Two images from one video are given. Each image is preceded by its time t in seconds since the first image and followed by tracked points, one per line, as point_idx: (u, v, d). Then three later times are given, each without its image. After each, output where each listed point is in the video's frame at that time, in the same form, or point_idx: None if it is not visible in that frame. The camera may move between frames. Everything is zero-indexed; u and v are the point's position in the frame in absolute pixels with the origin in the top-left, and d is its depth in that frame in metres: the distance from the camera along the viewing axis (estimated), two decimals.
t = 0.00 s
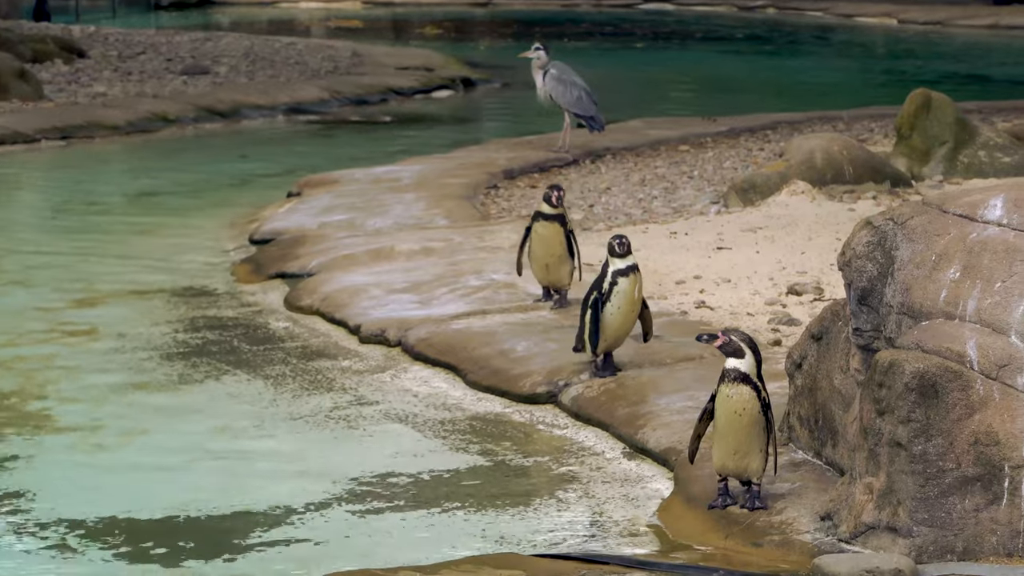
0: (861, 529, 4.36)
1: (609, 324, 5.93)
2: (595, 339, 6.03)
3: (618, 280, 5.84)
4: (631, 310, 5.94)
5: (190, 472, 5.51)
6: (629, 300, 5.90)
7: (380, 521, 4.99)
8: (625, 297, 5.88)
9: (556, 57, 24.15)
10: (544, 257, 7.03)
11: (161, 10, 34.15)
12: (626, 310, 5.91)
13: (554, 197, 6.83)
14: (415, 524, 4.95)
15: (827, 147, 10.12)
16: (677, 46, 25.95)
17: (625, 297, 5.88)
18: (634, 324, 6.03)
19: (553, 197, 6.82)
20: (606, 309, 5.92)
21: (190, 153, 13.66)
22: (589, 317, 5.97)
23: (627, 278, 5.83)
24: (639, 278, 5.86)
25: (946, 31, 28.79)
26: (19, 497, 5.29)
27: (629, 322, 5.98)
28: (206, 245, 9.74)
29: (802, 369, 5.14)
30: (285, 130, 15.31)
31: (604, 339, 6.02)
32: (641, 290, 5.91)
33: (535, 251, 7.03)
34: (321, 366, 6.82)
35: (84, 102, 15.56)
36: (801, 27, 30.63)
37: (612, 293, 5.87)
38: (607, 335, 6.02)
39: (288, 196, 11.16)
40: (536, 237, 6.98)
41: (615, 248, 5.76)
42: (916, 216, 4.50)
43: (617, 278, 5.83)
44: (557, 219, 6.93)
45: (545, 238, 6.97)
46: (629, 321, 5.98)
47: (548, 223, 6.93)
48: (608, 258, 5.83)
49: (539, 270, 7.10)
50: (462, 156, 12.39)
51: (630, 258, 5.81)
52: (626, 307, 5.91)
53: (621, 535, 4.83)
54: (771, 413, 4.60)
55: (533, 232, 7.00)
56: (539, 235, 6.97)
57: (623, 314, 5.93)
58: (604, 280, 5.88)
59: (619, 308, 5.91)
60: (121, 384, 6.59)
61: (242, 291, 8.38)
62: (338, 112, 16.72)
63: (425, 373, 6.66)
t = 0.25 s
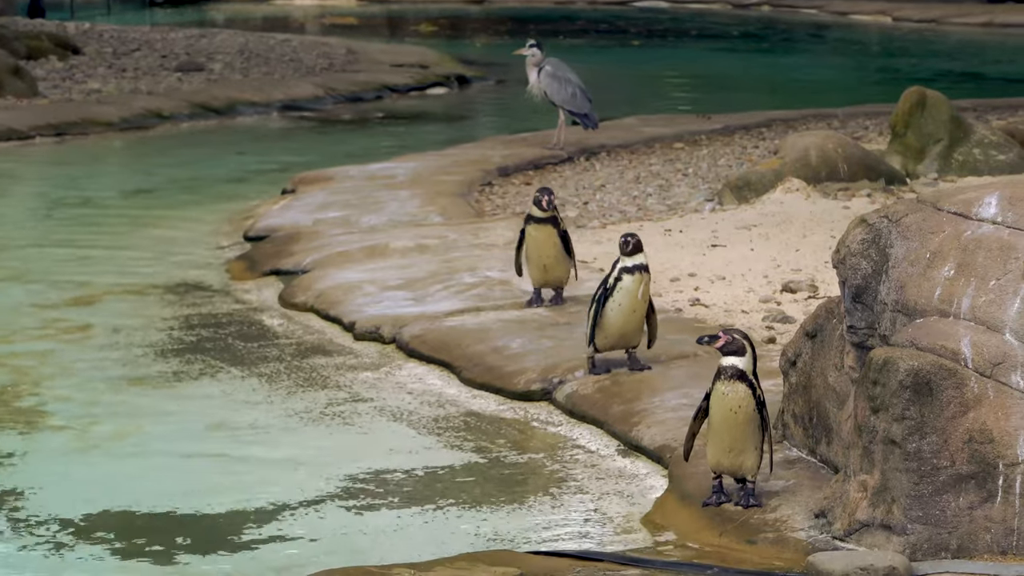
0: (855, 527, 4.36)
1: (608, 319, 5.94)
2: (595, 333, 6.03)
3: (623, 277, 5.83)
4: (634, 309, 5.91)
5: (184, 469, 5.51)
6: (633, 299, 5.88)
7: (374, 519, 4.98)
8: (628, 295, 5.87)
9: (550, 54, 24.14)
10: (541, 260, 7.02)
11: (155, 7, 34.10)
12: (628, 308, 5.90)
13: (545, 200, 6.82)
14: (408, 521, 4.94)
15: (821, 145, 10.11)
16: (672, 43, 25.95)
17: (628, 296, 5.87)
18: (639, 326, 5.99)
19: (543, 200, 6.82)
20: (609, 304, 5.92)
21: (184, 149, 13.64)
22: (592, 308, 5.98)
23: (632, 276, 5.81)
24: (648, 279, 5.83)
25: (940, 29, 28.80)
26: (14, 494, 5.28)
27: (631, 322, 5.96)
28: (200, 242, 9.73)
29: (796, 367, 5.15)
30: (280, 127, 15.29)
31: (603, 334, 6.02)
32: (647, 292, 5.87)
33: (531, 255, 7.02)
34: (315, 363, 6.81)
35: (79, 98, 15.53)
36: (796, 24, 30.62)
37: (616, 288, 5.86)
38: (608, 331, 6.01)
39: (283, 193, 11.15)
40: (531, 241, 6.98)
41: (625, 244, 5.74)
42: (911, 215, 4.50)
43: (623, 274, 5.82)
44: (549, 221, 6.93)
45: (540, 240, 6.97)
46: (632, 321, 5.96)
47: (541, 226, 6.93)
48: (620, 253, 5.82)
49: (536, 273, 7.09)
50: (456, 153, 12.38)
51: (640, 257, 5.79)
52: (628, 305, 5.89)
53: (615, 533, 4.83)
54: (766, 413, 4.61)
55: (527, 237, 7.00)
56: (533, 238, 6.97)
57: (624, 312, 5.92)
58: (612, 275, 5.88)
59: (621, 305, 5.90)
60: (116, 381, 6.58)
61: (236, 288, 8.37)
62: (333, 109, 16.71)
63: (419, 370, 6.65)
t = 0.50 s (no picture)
0: (849, 520, 4.36)
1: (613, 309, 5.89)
2: (600, 324, 5.99)
3: (626, 266, 5.79)
4: (638, 299, 5.87)
5: (179, 461, 5.50)
6: (636, 289, 5.83)
7: (369, 512, 4.98)
8: (632, 286, 5.82)
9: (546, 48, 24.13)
10: (533, 252, 7.00)
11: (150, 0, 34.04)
12: (631, 298, 5.86)
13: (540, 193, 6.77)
14: (402, 514, 4.94)
15: (816, 139, 10.12)
16: (668, 37, 25.94)
17: (633, 286, 5.82)
18: (643, 316, 5.95)
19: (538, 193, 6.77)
20: (613, 294, 5.88)
21: (179, 143, 13.63)
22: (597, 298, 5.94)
23: (634, 265, 5.77)
24: (649, 268, 5.79)
25: (936, 23, 28.80)
26: (9, 486, 5.28)
27: (636, 313, 5.91)
28: (195, 235, 9.72)
29: (791, 360, 5.16)
30: (275, 120, 15.28)
31: (609, 325, 5.98)
32: (650, 282, 5.83)
33: (523, 246, 7.00)
34: (310, 356, 6.81)
35: (74, 92, 15.52)
36: (792, 18, 30.62)
37: (618, 278, 5.83)
38: (613, 322, 5.97)
39: (278, 186, 11.14)
40: (523, 232, 6.95)
41: (621, 229, 5.77)
42: (906, 209, 4.50)
43: (624, 264, 5.78)
44: (543, 214, 6.89)
45: (533, 232, 6.93)
46: (637, 311, 5.91)
47: (535, 218, 6.89)
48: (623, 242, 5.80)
49: (528, 265, 7.07)
50: (452, 147, 12.38)
51: (642, 245, 5.76)
52: (632, 295, 5.85)
53: (610, 525, 4.83)
54: (763, 408, 4.62)
55: (521, 227, 6.97)
56: (527, 229, 6.94)
57: (629, 302, 5.87)
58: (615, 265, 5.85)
59: (626, 295, 5.86)
60: (111, 373, 6.58)
61: (231, 281, 8.37)
62: (328, 103, 16.70)
63: (414, 363, 6.65)
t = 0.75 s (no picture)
0: (841, 512, 4.36)
1: (595, 303, 5.91)
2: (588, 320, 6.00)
3: (598, 259, 5.84)
4: (619, 291, 5.88)
5: (172, 454, 5.49)
6: (613, 280, 5.85)
7: (361, 504, 4.98)
8: (607, 278, 5.85)
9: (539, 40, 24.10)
10: (536, 244, 6.94)
11: None
12: (610, 290, 5.87)
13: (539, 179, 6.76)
14: (395, 506, 4.94)
15: (809, 131, 10.11)
16: (662, 29, 25.93)
17: (608, 277, 5.85)
18: (630, 308, 5.94)
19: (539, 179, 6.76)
20: (592, 287, 5.91)
21: (172, 134, 13.60)
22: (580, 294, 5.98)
23: (605, 257, 5.81)
24: (623, 258, 5.81)
25: (930, 15, 28.79)
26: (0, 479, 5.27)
27: (621, 305, 5.91)
28: (188, 227, 9.70)
29: (784, 353, 5.16)
30: (269, 112, 15.25)
31: (596, 321, 5.97)
32: (626, 272, 5.84)
33: (526, 239, 6.93)
34: (303, 348, 6.80)
35: (67, 83, 15.48)
36: (786, 10, 30.60)
37: (595, 270, 5.87)
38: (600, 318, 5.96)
39: (271, 178, 11.12)
40: (526, 224, 6.89)
41: (595, 221, 5.79)
42: (898, 201, 4.50)
43: (597, 257, 5.83)
44: (543, 204, 6.87)
45: (536, 223, 6.90)
46: (619, 304, 5.91)
47: (536, 208, 6.87)
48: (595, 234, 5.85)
49: (528, 260, 6.98)
50: (445, 139, 12.37)
51: (613, 236, 5.80)
52: (611, 287, 5.86)
53: (603, 517, 4.82)
54: (756, 400, 4.62)
55: (522, 220, 6.91)
56: (528, 222, 6.89)
57: (609, 294, 5.88)
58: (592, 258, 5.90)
59: (605, 288, 5.88)
60: (103, 365, 6.57)
61: (224, 273, 8.36)
62: (321, 95, 16.67)
63: (407, 355, 6.64)
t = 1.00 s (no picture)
0: (829, 503, 4.36)
1: (582, 295, 5.89)
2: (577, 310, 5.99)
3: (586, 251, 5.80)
4: (604, 286, 5.84)
5: (160, 444, 5.47)
6: (599, 275, 5.81)
7: (349, 494, 4.96)
8: (592, 271, 5.82)
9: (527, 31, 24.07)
10: (516, 240, 6.85)
11: None
12: (596, 284, 5.84)
13: (525, 174, 6.67)
14: (383, 497, 4.93)
15: (797, 122, 10.11)
16: (650, 20, 25.91)
17: (594, 271, 5.81)
18: (616, 303, 5.88)
19: (524, 174, 6.67)
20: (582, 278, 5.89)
21: (160, 124, 13.55)
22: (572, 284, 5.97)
23: (593, 250, 5.76)
24: (612, 254, 5.75)
25: (918, 7, 28.81)
26: None
27: (606, 300, 5.86)
28: (175, 217, 9.67)
29: (772, 344, 5.16)
30: (256, 102, 15.20)
31: (584, 313, 5.95)
32: (613, 268, 5.78)
33: (508, 234, 6.85)
34: (291, 338, 6.77)
35: (54, 73, 15.41)
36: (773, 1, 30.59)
37: (584, 263, 5.84)
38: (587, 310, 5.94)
39: (259, 168, 11.09)
40: (510, 219, 6.80)
41: (589, 215, 5.72)
42: (887, 192, 4.50)
43: (588, 249, 5.79)
44: (528, 200, 6.77)
45: (519, 219, 6.80)
46: (605, 299, 5.86)
47: (521, 203, 6.76)
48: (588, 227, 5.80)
49: (507, 254, 6.91)
50: (433, 130, 12.34)
51: (604, 232, 5.73)
52: (596, 281, 5.83)
53: (591, 509, 4.82)
54: (743, 392, 4.64)
55: (504, 215, 6.81)
56: (511, 217, 6.80)
57: (595, 288, 5.85)
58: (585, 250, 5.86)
59: (591, 281, 5.85)
60: (91, 356, 6.54)
61: (211, 263, 8.33)
62: (309, 85, 16.62)
63: (395, 346, 6.63)
